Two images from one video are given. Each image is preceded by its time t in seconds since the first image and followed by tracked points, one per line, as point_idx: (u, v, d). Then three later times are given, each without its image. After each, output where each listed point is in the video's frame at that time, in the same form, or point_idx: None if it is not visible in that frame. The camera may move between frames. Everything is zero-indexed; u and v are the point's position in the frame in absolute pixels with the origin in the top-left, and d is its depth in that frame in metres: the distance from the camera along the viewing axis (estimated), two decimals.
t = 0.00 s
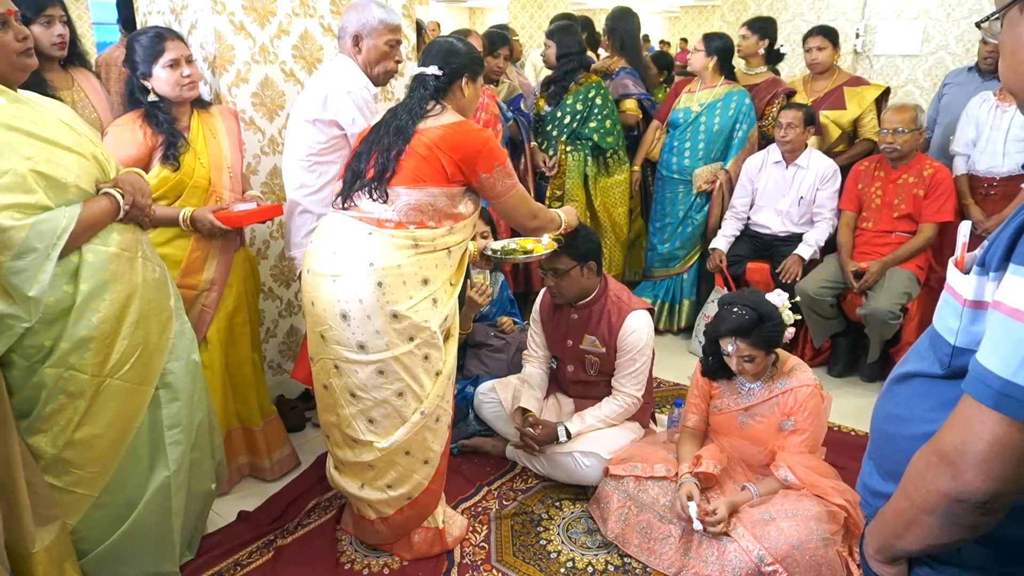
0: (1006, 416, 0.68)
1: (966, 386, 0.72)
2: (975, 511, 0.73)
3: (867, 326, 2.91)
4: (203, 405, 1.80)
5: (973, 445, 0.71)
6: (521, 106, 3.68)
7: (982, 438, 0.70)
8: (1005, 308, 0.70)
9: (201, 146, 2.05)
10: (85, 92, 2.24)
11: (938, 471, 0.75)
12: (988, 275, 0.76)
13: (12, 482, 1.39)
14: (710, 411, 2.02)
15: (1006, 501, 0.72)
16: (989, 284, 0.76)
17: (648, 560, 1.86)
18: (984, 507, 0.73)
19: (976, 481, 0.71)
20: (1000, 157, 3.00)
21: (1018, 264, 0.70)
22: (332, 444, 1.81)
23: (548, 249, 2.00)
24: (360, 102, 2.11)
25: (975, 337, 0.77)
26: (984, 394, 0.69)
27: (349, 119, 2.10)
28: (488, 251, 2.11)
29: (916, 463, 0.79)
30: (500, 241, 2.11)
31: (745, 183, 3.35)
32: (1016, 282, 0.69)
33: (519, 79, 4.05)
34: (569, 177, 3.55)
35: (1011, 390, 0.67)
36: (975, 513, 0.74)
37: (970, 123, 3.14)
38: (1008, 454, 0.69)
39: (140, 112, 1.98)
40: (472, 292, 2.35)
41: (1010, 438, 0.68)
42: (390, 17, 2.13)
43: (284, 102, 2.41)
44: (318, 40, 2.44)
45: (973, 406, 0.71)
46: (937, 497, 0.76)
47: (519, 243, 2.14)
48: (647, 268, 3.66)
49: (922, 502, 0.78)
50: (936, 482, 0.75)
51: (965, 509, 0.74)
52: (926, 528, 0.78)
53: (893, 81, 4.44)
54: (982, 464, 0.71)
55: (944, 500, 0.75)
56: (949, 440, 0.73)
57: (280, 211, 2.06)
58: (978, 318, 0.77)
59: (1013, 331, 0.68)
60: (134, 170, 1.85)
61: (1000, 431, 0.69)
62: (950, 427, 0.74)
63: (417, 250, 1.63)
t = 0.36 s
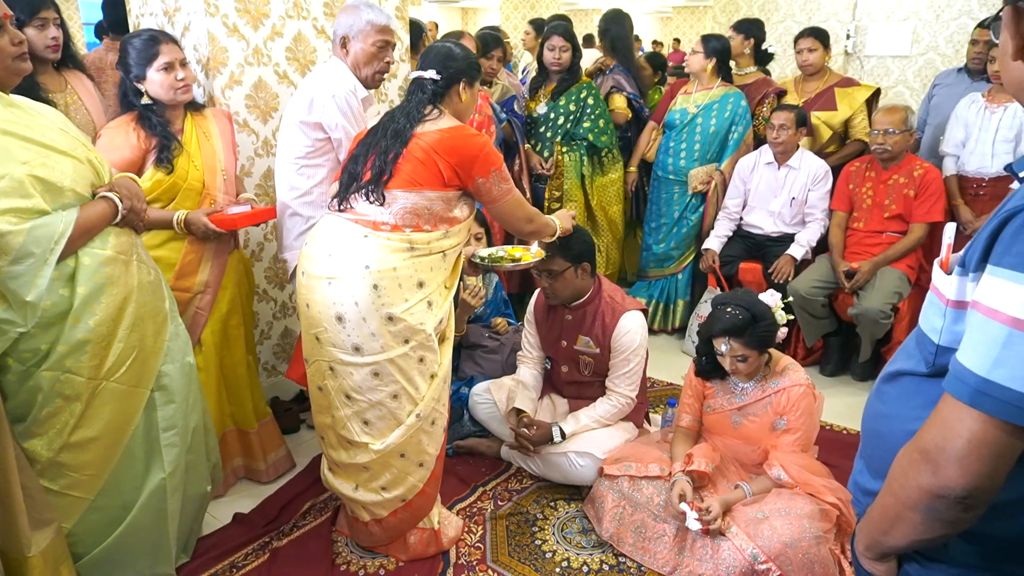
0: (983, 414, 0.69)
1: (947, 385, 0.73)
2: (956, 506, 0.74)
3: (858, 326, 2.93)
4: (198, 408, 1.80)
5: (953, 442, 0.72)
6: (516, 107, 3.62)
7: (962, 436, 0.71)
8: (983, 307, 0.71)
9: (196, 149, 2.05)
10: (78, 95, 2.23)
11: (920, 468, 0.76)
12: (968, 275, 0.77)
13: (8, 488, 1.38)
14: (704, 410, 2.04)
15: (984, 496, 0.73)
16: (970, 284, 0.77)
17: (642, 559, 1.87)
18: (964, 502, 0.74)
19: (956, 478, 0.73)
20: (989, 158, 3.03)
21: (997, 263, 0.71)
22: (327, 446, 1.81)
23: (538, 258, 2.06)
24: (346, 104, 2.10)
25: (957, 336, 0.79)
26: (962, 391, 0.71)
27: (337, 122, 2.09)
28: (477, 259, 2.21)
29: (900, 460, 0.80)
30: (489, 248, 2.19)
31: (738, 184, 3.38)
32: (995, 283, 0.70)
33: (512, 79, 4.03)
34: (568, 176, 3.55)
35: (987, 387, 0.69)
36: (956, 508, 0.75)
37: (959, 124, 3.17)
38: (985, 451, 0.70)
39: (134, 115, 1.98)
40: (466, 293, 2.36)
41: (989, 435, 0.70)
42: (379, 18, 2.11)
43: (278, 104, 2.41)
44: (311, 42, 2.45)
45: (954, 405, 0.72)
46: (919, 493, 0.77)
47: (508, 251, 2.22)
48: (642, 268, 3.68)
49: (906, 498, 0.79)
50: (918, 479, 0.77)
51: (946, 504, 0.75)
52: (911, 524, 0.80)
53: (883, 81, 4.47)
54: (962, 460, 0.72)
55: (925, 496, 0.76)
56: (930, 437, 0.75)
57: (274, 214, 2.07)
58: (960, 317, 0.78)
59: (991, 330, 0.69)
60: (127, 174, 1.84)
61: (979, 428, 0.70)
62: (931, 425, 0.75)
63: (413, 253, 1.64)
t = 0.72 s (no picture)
0: (962, 405, 0.70)
1: (929, 378, 0.74)
2: (937, 497, 0.75)
3: (852, 324, 2.95)
4: (193, 408, 1.80)
5: (934, 433, 0.73)
6: (511, 106, 3.65)
7: (944, 428, 0.72)
8: (963, 301, 0.71)
9: (189, 149, 2.05)
10: (71, 94, 2.23)
11: (904, 460, 0.77)
12: (952, 270, 0.78)
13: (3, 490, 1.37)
14: (699, 409, 2.04)
15: (964, 487, 0.73)
16: (953, 278, 0.78)
17: (638, 557, 1.87)
18: (946, 493, 0.74)
19: (939, 469, 0.73)
20: (981, 157, 3.05)
21: (977, 257, 0.71)
22: (324, 448, 1.81)
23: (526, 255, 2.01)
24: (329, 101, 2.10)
25: (943, 330, 0.79)
26: (944, 383, 0.71)
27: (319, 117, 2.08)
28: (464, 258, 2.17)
29: (885, 452, 0.81)
30: (478, 248, 2.15)
31: (732, 183, 3.39)
32: (975, 278, 0.70)
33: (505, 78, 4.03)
34: (565, 176, 3.56)
35: (964, 379, 0.69)
36: (939, 499, 0.75)
37: (952, 123, 3.19)
38: (965, 443, 0.71)
39: (127, 115, 1.97)
40: (462, 295, 2.37)
41: (968, 427, 0.70)
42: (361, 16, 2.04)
43: (273, 104, 2.41)
44: (306, 42, 2.44)
45: (936, 397, 0.73)
46: (903, 485, 0.78)
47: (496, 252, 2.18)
48: (641, 268, 3.68)
49: (890, 489, 0.80)
50: (902, 471, 0.77)
51: (927, 495, 0.75)
52: (896, 516, 0.80)
53: (876, 81, 4.49)
54: (944, 451, 0.72)
55: (908, 488, 0.77)
56: (913, 429, 0.75)
57: (266, 214, 2.06)
58: (946, 311, 0.79)
59: (970, 323, 0.70)
60: (120, 174, 1.84)
61: (959, 420, 0.70)
62: (914, 418, 0.75)
63: (414, 252, 1.64)
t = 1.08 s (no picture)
0: (964, 405, 0.71)
1: (931, 377, 0.74)
2: (938, 495, 0.76)
3: (850, 323, 2.95)
4: (194, 408, 1.80)
5: (935, 431, 0.73)
6: (511, 105, 3.67)
7: (944, 426, 0.72)
8: (965, 301, 0.72)
9: (187, 149, 2.05)
10: (73, 95, 2.23)
11: (904, 458, 0.78)
12: (954, 270, 0.78)
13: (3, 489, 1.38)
14: (697, 408, 2.05)
15: (965, 485, 0.74)
16: (955, 279, 0.78)
17: (637, 556, 1.88)
18: (947, 491, 0.75)
19: (939, 467, 0.74)
20: (978, 157, 3.06)
21: (979, 258, 0.72)
22: (324, 447, 1.82)
23: (521, 249, 2.00)
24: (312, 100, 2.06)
25: (944, 330, 0.80)
26: (945, 382, 0.72)
27: (297, 115, 2.02)
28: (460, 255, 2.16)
29: (885, 450, 0.81)
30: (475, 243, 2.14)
31: (730, 183, 3.40)
32: (977, 278, 0.71)
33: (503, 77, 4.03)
34: (565, 175, 3.57)
35: (967, 378, 0.70)
36: (939, 497, 0.76)
37: (949, 123, 3.20)
38: (966, 441, 0.71)
39: (125, 115, 1.97)
40: (461, 295, 2.36)
41: (970, 426, 0.71)
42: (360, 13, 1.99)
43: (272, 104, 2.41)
44: (305, 42, 2.44)
45: (936, 396, 0.73)
46: (903, 482, 0.78)
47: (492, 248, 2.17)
48: (641, 269, 3.68)
49: (890, 486, 0.80)
50: (903, 468, 0.78)
51: (928, 493, 0.76)
52: (895, 513, 0.81)
53: (874, 81, 4.49)
54: (944, 450, 0.73)
55: (908, 485, 0.78)
56: (914, 427, 0.76)
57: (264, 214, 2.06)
58: (947, 311, 0.80)
59: (972, 323, 0.70)
60: (118, 174, 1.85)
61: (960, 419, 0.71)
62: (915, 416, 0.76)
63: (412, 250, 1.65)
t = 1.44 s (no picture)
0: (977, 405, 0.71)
1: (942, 376, 0.75)
2: (948, 494, 0.77)
3: (851, 324, 2.96)
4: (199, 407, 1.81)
5: (947, 431, 0.74)
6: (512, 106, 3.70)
7: (955, 426, 0.73)
8: (978, 302, 0.73)
9: (189, 150, 2.05)
10: (90, 94, 2.24)
11: (915, 457, 0.78)
12: (966, 272, 0.79)
13: (9, 489, 1.39)
14: (699, 408, 2.06)
15: (975, 484, 0.75)
16: (966, 280, 0.79)
17: (639, 555, 1.88)
18: (957, 490, 0.76)
19: (949, 466, 0.75)
20: (979, 158, 3.07)
21: (992, 260, 0.73)
22: (329, 446, 1.83)
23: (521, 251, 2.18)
24: (297, 108, 1.92)
25: (954, 331, 0.81)
26: (957, 382, 0.73)
27: (277, 124, 1.88)
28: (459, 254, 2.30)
29: (895, 450, 0.82)
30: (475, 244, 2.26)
31: (731, 184, 3.41)
32: (991, 280, 0.72)
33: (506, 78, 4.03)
34: (566, 177, 3.55)
35: (981, 379, 0.71)
36: (949, 496, 0.77)
37: (949, 124, 3.21)
38: (977, 441, 0.72)
39: (128, 116, 1.98)
40: (463, 296, 2.35)
41: (982, 426, 0.72)
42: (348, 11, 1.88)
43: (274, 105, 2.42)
44: (307, 43, 2.45)
45: (948, 395, 0.74)
46: (913, 481, 0.79)
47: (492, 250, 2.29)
48: (643, 272, 3.68)
49: (900, 485, 0.81)
50: (913, 467, 0.79)
51: (939, 492, 0.77)
52: (905, 511, 0.82)
53: (875, 82, 4.50)
54: (955, 450, 0.74)
55: (919, 484, 0.79)
56: (925, 427, 0.77)
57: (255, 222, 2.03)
58: (957, 312, 0.81)
59: (986, 325, 0.71)
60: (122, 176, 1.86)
61: (972, 419, 0.72)
62: (926, 416, 0.77)
63: (410, 251, 1.65)
